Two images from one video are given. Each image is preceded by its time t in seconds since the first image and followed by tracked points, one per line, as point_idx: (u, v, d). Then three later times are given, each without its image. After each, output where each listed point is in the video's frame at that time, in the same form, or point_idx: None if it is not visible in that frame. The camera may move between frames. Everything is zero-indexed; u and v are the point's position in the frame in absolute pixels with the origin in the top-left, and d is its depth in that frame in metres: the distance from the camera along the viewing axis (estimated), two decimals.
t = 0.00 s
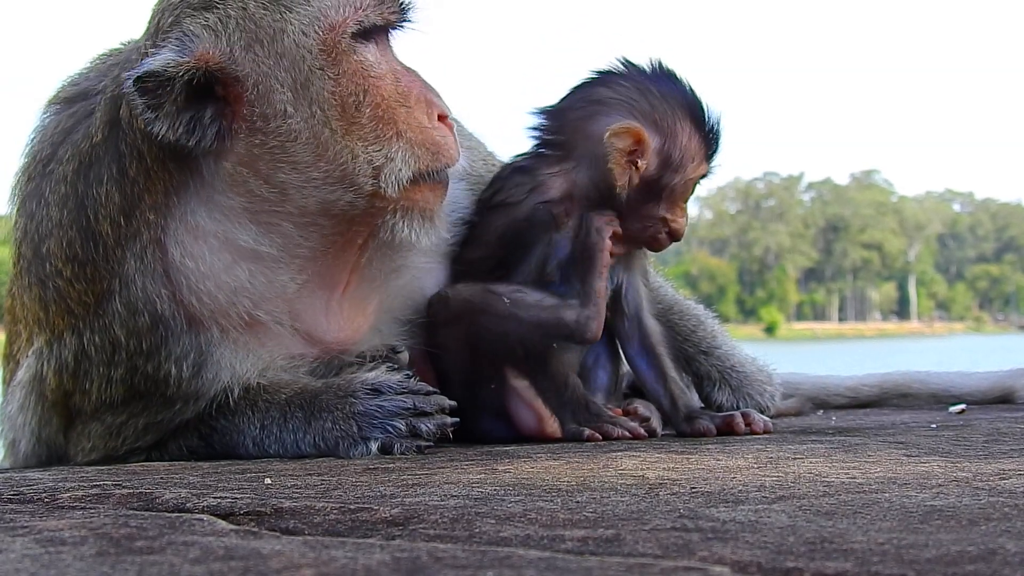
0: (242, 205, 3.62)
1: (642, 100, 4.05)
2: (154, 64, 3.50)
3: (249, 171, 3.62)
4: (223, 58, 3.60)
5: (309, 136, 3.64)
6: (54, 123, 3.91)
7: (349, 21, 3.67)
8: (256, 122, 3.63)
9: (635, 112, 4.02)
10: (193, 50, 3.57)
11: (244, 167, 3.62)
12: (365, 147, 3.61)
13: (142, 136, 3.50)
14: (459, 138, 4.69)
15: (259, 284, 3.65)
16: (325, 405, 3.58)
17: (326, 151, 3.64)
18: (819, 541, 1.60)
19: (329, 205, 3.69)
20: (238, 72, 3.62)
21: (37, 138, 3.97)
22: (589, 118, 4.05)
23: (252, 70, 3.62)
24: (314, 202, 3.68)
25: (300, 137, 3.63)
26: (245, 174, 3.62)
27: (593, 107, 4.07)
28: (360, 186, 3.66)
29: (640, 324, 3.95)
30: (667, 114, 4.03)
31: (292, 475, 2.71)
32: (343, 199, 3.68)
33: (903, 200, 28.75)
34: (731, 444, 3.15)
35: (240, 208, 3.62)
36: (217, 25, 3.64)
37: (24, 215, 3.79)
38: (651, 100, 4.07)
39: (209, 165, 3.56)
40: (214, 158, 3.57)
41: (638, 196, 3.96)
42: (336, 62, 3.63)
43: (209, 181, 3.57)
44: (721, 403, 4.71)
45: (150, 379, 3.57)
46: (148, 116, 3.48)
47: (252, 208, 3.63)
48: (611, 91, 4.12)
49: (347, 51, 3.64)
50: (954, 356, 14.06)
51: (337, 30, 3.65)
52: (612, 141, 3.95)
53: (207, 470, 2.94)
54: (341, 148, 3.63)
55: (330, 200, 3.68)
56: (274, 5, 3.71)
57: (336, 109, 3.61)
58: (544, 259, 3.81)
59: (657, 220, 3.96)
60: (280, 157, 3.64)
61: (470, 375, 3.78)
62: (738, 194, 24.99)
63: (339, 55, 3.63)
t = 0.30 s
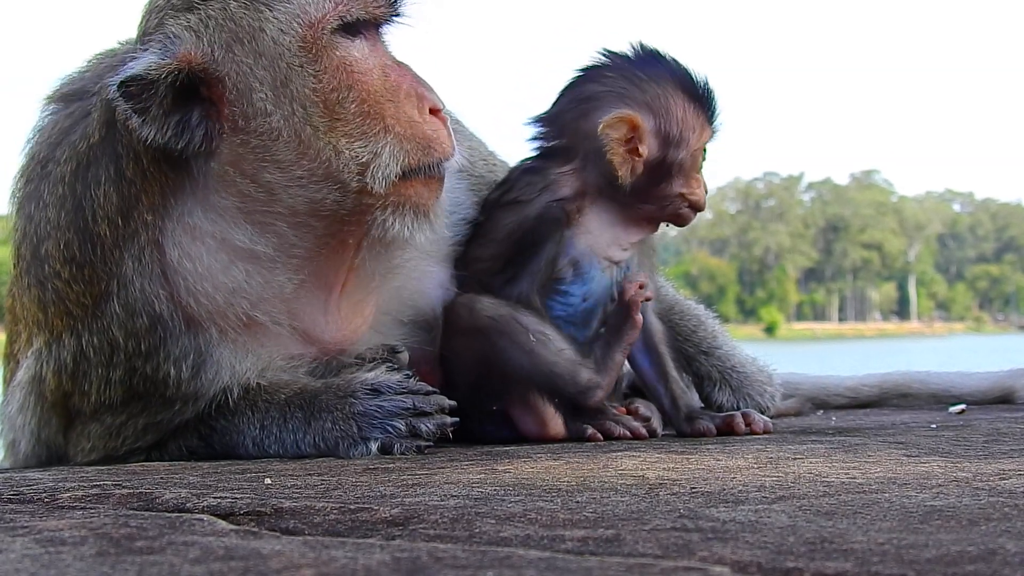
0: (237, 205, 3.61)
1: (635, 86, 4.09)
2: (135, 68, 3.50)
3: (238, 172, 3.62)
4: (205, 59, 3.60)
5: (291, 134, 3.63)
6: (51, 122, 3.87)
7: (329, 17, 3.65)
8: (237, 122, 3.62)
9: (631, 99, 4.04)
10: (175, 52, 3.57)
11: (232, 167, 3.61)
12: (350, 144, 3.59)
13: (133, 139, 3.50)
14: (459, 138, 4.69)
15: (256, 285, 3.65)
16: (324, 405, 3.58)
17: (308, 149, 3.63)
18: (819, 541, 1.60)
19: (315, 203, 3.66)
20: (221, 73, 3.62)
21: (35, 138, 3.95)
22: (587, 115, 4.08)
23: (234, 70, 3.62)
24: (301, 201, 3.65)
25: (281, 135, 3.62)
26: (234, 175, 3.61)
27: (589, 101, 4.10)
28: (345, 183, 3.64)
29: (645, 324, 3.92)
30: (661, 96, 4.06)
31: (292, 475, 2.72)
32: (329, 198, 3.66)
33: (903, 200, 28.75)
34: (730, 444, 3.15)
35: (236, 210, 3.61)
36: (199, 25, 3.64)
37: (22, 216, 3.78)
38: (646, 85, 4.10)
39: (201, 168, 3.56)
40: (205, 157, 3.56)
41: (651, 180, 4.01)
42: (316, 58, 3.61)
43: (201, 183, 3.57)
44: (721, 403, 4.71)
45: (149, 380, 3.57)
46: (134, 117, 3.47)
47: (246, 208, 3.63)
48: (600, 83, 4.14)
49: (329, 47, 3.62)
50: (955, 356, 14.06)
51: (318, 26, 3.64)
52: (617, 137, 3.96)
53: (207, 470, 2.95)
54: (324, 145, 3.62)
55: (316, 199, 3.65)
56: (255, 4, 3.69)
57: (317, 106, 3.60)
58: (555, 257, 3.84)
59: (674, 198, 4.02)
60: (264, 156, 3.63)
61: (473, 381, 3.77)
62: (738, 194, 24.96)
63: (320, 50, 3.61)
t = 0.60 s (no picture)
0: (233, 208, 3.62)
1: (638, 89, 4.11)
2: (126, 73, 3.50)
3: (232, 175, 3.62)
4: (197, 64, 3.59)
5: (285, 136, 3.61)
6: (48, 125, 3.85)
7: (320, 19, 3.62)
8: (229, 126, 3.61)
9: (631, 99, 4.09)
10: (167, 57, 3.57)
11: (226, 170, 3.61)
12: (343, 146, 3.58)
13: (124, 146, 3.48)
14: (458, 140, 4.70)
15: (253, 288, 3.65)
16: (323, 406, 3.58)
17: (301, 152, 3.62)
18: (819, 542, 1.60)
19: (307, 206, 3.65)
20: (212, 77, 3.61)
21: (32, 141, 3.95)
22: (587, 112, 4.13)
23: (225, 75, 3.61)
24: (296, 204, 3.65)
25: (274, 139, 3.61)
26: (229, 178, 3.61)
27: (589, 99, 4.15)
28: (340, 185, 3.63)
29: (645, 323, 4.09)
30: (658, 99, 4.08)
31: (292, 475, 2.72)
32: (322, 200, 3.65)
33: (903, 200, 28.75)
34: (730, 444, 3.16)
35: (232, 213, 3.62)
36: (191, 29, 3.63)
37: (20, 219, 3.77)
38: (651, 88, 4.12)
39: (196, 172, 3.58)
40: (200, 162, 3.58)
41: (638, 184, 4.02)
42: (308, 60, 3.59)
43: (196, 188, 3.58)
44: (721, 403, 4.71)
45: (147, 385, 3.56)
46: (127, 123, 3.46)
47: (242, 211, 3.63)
48: (607, 80, 4.21)
49: (320, 49, 3.59)
50: (955, 356, 14.07)
51: (309, 28, 3.61)
52: (604, 135, 4.04)
53: (207, 470, 2.95)
54: (319, 147, 3.61)
55: (308, 202, 3.65)
56: (245, 8, 3.66)
57: (309, 109, 3.59)
58: (561, 258, 3.87)
59: (662, 207, 4.01)
60: (258, 160, 3.62)
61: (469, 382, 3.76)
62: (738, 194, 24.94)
63: (311, 53, 3.59)
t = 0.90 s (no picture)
0: (229, 212, 3.62)
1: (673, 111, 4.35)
2: (118, 77, 3.50)
3: (227, 179, 3.61)
4: (190, 69, 3.60)
5: (280, 142, 3.61)
6: (45, 128, 3.85)
7: (315, 25, 3.62)
8: (224, 131, 3.61)
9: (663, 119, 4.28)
10: (161, 61, 3.57)
11: (221, 175, 3.61)
12: (338, 151, 3.58)
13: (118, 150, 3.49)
14: (458, 141, 4.70)
15: (248, 291, 3.65)
16: (323, 407, 3.58)
17: (296, 158, 3.62)
18: (819, 542, 1.60)
19: (303, 211, 3.66)
20: (207, 83, 3.62)
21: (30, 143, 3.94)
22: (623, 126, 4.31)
23: (219, 80, 3.61)
24: (291, 210, 3.65)
25: (269, 144, 3.61)
26: (224, 182, 3.61)
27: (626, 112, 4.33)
28: (334, 191, 3.63)
29: (639, 328, 4.31)
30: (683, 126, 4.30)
31: (292, 476, 2.72)
32: (318, 205, 3.66)
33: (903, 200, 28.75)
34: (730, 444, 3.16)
35: (227, 217, 3.62)
36: (186, 35, 3.63)
37: (18, 222, 3.77)
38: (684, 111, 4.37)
39: (193, 175, 3.58)
40: (196, 165, 3.58)
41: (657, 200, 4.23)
42: (303, 66, 3.59)
43: (193, 191, 3.58)
44: (721, 403, 4.71)
45: (144, 388, 3.57)
46: (117, 126, 3.48)
47: (238, 215, 3.63)
48: (635, 97, 4.39)
49: (315, 55, 3.59)
50: (955, 356, 14.07)
51: (306, 33, 3.61)
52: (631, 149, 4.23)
53: (207, 470, 2.96)
54: (313, 153, 3.61)
55: (303, 207, 3.65)
56: (240, 12, 3.66)
57: (305, 116, 3.59)
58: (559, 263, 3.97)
59: (669, 228, 4.23)
60: (253, 166, 3.62)
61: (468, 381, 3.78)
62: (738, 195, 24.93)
63: (307, 59, 3.59)
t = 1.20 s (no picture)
0: (227, 215, 3.62)
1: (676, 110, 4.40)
2: (118, 80, 3.49)
3: (226, 183, 3.61)
4: (191, 71, 3.59)
5: (278, 146, 3.60)
6: (44, 129, 3.86)
7: (315, 29, 3.58)
8: (223, 134, 3.60)
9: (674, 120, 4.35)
10: (161, 64, 3.56)
11: (220, 178, 3.60)
12: (336, 156, 3.57)
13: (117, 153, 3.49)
14: (458, 141, 4.70)
15: (248, 293, 3.66)
16: (322, 407, 3.58)
17: (294, 162, 3.61)
18: (819, 542, 1.60)
19: (300, 215, 3.65)
20: (206, 85, 3.60)
21: (31, 142, 3.94)
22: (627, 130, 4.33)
23: (218, 83, 3.59)
24: (288, 214, 3.64)
25: (267, 148, 3.60)
26: (223, 185, 3.61)
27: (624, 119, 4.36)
28: (332, 196, 3.63)
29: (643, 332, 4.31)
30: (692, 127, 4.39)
31: (292, 476, 2.72)
32: (315, 210, 3.65)
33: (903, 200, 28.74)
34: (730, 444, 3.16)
35: (224, 219, 3.62)
36: (186, 37, 3.62)
37: (18, 223, 3.77)
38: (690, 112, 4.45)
39: (193, 176, 3.57)
40: (194, 167, 3.57)
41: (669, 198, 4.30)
42: (302, 70, 3.57)
43: (192, 193, 3.58)
44: (721, 403, 4.71)
45: (143, 389, 3.57)
46: (116, 129, 3.47)
47: (237, 217, 3.63)
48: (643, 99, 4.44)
49: (315, 59, 3.57)
50: (955, 356, 14.06)
51: (307, 36, 3.58)
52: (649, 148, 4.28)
53: (207, 470, 2.97)
54: (311, 157, 3.59)
55: (301, 211, 3.64)
56: (241, 14, 3.64)
57: (303, 120, 3.57)
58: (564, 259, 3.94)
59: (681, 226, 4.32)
60: (251, 169, 3.61)
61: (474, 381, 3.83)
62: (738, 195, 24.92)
63: (307, 63, 3.57)
